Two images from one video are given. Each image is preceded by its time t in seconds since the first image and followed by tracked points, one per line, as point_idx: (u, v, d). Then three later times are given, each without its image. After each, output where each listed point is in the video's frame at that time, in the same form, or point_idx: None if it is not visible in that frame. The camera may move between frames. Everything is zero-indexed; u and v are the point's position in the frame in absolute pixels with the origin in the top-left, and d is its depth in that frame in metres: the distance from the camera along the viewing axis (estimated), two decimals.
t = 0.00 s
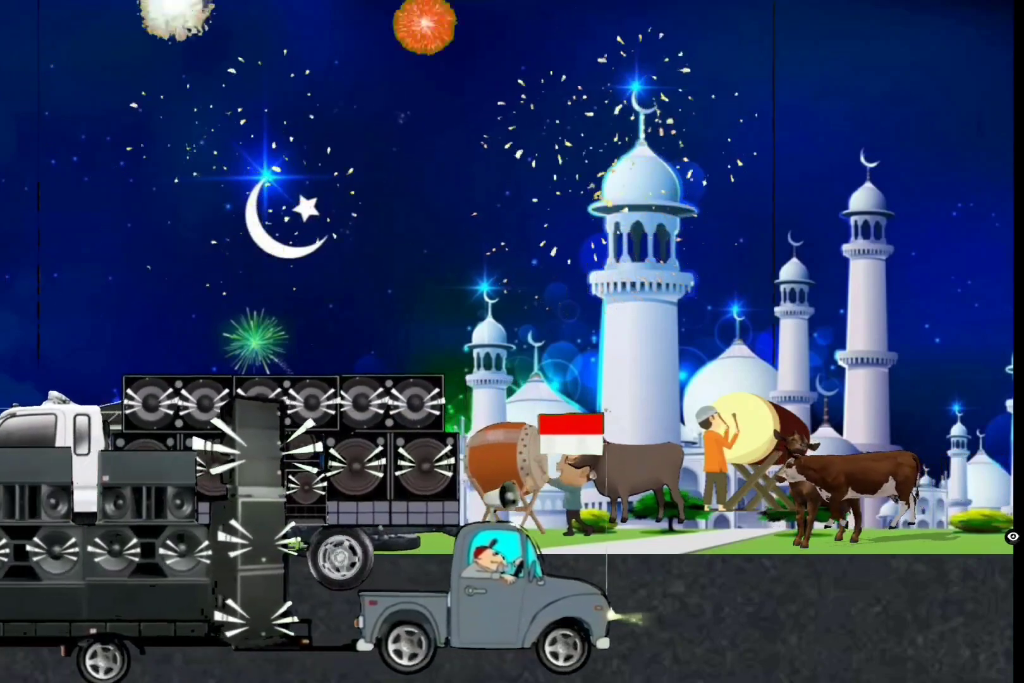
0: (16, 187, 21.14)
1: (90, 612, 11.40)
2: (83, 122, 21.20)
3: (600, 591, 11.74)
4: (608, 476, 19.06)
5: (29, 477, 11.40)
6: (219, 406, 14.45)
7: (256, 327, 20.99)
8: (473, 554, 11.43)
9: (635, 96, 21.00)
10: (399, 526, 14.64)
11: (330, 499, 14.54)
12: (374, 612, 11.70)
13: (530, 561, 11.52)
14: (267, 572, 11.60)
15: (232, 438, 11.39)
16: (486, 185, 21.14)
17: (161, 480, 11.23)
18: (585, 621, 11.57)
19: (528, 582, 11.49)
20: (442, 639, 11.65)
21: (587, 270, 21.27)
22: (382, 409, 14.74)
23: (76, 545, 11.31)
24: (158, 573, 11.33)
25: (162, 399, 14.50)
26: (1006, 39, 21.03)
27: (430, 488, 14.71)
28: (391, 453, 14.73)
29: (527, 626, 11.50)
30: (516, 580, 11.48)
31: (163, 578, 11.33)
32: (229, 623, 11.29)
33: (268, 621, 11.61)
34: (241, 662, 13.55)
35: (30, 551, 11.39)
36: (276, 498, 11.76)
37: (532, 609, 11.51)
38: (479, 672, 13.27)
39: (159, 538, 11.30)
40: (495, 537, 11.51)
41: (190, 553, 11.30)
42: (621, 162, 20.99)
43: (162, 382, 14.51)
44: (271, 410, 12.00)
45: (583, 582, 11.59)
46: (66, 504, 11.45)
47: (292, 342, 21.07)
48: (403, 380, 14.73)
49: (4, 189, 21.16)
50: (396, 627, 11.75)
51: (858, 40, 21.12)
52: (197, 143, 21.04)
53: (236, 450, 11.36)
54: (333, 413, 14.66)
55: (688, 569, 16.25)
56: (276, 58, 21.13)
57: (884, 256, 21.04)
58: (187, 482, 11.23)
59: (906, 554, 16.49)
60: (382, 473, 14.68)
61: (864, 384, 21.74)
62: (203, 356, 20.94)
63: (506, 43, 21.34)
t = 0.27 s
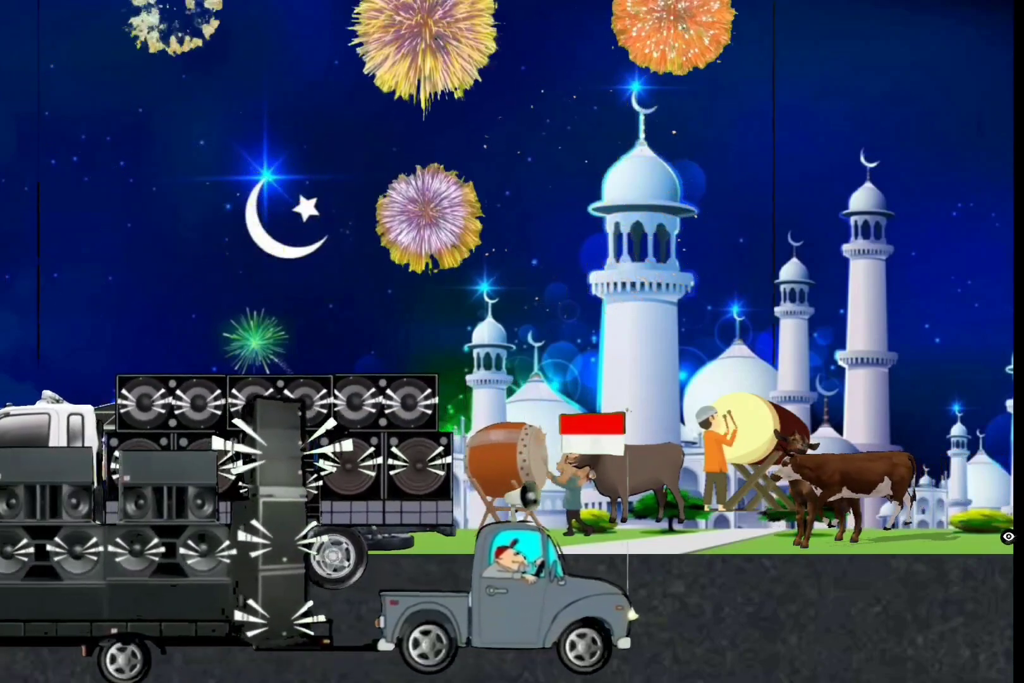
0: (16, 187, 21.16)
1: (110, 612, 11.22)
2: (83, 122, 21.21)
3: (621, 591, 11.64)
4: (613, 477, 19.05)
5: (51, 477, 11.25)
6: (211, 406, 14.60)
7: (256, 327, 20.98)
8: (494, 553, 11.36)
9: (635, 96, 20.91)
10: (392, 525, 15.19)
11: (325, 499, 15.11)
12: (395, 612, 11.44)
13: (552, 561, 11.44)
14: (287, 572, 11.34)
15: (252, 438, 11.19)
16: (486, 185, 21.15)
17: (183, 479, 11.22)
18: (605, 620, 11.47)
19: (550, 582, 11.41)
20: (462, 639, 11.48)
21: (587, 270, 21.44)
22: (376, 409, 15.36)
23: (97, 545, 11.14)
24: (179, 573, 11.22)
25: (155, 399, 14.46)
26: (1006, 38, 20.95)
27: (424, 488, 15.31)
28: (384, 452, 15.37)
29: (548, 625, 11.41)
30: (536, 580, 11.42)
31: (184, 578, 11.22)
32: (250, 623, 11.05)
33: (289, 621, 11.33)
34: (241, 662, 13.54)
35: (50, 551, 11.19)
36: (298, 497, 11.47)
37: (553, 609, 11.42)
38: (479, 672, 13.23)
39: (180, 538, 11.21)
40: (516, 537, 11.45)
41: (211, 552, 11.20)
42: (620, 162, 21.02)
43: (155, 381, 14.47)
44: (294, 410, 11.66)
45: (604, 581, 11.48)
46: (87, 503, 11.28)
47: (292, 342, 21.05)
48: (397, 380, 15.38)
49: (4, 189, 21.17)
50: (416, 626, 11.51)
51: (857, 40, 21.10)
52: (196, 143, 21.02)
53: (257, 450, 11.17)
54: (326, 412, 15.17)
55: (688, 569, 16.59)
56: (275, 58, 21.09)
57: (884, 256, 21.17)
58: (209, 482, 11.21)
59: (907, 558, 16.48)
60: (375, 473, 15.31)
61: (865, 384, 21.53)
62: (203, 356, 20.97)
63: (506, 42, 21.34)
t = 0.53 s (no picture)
0: (16, 187, 21.16)
1: (132, 612, 11.34)
2: (83, 122, 21.21)
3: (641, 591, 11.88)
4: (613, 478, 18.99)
5: (72, 477, 11.32)
6: (204, 406, 16.07)
7: (256, 327, 20.95)
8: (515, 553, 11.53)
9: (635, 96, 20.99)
10: (387, 524, 15.77)
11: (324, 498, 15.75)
12: (416, 611, 11.59)
13: (573, 561, 11.64)
14: (308, 572, 11.47)
15: (274, 438, 11.34)
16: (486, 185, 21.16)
17: (203, 480, 11.27)
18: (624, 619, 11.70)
19: (570, 581, 11.61)
20: (483, 639, 11.65)
21: (587, 270, 21.25)
22: (370, 408, 16.12)
23: (118, 545, 11.25)
24: (199, 573, 11.33)
25: (148, 399, 16.03)
26: (1006, 38, 21.05)
27: (417, 487, 15.92)
28: (379, 451, 16.09)
29: (570, 625, 11.60)
30: (557, 580, 11.61)
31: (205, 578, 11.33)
32: (272, 623, 11.24)
33: (310, 621, 11.47)
34: (241, 662, 13.52)
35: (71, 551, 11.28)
36: (318, 497, 11.61)
37: (574, 609, 11.63)
38: (479, 673, 13.21)
39: (201, 538, 11.30)
40: (537, 537, 11.62)
41: (232, 552, 11.32)
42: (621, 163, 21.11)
43: (149, 382, 16.07)
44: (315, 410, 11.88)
45: (625, 582, 11.72)
46: (108, 503, 11.42)
47: (292, 342, 21.01)
48: (390, 379, 16.18)
49: (4, 189, 21.16)
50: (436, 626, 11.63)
51: (857, 40, 21.14)
52: (197, 143, 21.04)
53: (279, 450, 11.29)
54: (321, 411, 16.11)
55: (688, 567, 16.61)
56: (276, 58, 21.13)
57: (884, 256, 21.14)
58: (230, 482, 11.29)
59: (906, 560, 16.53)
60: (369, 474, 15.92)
61: (865, 385, 21.21)
62: (203, 356, 20.95)
63: (506, 42, 21.36)
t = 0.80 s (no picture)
0: (16, 186, 21.06)
1: (153, 611, 10.33)
2: (83, 122, 21.12)
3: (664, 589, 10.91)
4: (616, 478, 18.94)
5: (92, 475, 10.48)
6: (198, 405, 15.71)
7: (256, 327, 20.95)
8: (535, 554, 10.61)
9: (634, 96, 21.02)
10: (379, 523, 15.76)
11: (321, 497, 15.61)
12: (436, 611, 10.69)
13: (595, 560, 10.73)
14: (330, 573, 10.39)
15: (294, 437, 10.19)
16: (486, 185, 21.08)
17: (226, 478, 10.34)
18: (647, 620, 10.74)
19: (591, 582, 10.69)
20: (505, 640, 10.70)
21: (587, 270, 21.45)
22: (364, 407, 15.86)
23: (140, 544, 10.29)
24: (220, 572, 10.32)
25: (142, 398, 15.63)
26: (1006, 39, 21.04)
27: (410, 488, 15.86)
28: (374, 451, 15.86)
29: (590, 625, 10.63)
30: (579, 580, 10.69)
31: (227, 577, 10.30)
32: (293, 623, 10.18)
33: (333, 620, 10.37)
34: (241, 662, 13.48)
35: (92, 551, 10.33)
36: (340, 498, 10.51)
37: (595, 609, 10.68)
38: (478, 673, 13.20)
39: (222, 538, 10.31)
40: (558, 536, 10.72)
41: (253, 552, 10.26)
42: (620, 162, 21.38)
43: (143, 381, 15.65)
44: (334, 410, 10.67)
45: (647, 581, 10.72)
46: (130, 503, 10.47)
47: (292, 342, 21.03)
48: (384, 379, 15.90)
49: (4, 189, 21.06)
50: (456, 626, 10.70)
51: (857, 40, 21.12)
52: (197, 143, 21.06)
53: (300, 449, 10.18)
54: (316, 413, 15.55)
55: (689, 567, 16.54)
56: (275, 58, 21.12)
57: (885, 256, 21.27)
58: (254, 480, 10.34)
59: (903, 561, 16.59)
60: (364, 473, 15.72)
61: (864, 384, 21.71)
62: (203, 356, 20.95)
63: (506, 42, 21.36)
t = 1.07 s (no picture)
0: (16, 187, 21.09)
1: (174, 611, 10.81)
2: (83, 122, 21.18)
3: (682, 590, 11.27)
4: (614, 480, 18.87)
5: (113, 477, 10.83)
6: (192, 405, 14.20)
7: (256, 327, 21.04)
8: (557, 554, 10.91)
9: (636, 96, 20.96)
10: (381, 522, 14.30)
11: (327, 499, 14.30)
12: (457, 612, 11.03)
13: (615, 560, 10.99)
14: (349, 572, 10.92)
15: (317, 438, 10.73)
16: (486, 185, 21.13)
17: (245, 479, 10.70)
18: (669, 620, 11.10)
19: (612, 582, 10.97)
20: (526, 639, 11.09)
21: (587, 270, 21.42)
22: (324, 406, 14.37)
23: (160, 545, 10.78)
24: (240, 573, 10.76)
25: (136, 398, 14.15)
26: (1006, 39, 21.01)
27: (406, 486, 14.48)
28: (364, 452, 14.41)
29: (612, 624, 10.99)
30: (600, 580, 10.97)
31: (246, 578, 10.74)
32: (313, 622, 10.61)
33: (352, 620, 10.84)
34: (241, 662, 13.50)
35: (113, 551, 10.82)
36: (358, 497, 11.05)
37: (616, 609, 11.01)
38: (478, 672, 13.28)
39: (242, 538, 10.73)
40: (579, 537, 10.97)
41: (274, 552, 10.72)
42: (623, 160, 20.94)
43: (136, 381, 14.17)
44: (354, 411, 11.27)
45: (666, 581, 11.07)
46: (150, 503, 10.93)
47: (292, 343, 21.08)
48: (377, 377, 14.21)
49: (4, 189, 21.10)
50: (477, 626, 11.08)
51: (857, 40, 21.12)
52: (197, 143, 21.04)
53: (320, 449, 10.70)
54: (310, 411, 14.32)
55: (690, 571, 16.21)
56: (276, 59, 21.14)
57: (885, 256, 20.98)
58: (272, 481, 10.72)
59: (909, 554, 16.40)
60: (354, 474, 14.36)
61: (864, 384, 21.73)
62: (203, 357, 20.91)
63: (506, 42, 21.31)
